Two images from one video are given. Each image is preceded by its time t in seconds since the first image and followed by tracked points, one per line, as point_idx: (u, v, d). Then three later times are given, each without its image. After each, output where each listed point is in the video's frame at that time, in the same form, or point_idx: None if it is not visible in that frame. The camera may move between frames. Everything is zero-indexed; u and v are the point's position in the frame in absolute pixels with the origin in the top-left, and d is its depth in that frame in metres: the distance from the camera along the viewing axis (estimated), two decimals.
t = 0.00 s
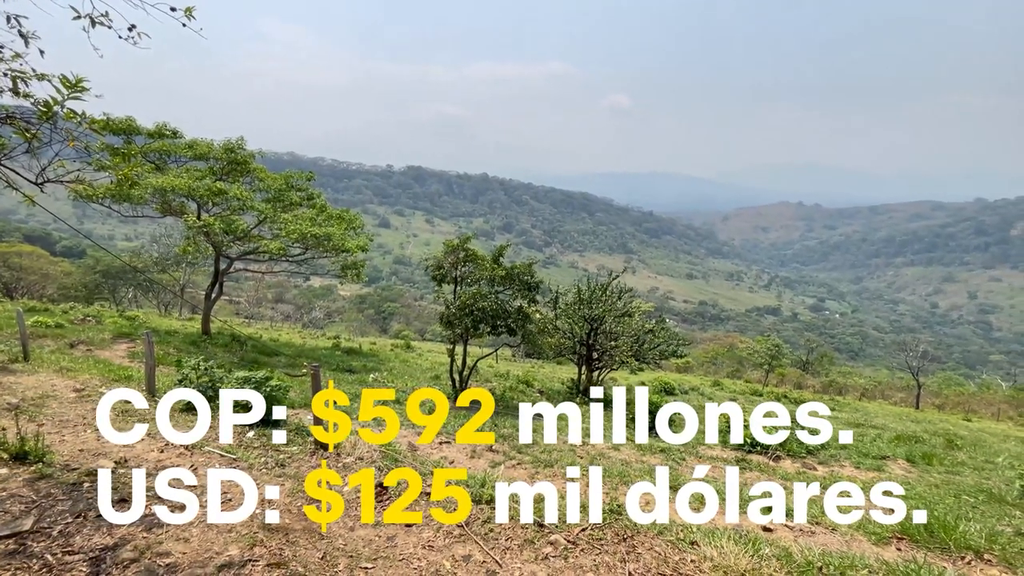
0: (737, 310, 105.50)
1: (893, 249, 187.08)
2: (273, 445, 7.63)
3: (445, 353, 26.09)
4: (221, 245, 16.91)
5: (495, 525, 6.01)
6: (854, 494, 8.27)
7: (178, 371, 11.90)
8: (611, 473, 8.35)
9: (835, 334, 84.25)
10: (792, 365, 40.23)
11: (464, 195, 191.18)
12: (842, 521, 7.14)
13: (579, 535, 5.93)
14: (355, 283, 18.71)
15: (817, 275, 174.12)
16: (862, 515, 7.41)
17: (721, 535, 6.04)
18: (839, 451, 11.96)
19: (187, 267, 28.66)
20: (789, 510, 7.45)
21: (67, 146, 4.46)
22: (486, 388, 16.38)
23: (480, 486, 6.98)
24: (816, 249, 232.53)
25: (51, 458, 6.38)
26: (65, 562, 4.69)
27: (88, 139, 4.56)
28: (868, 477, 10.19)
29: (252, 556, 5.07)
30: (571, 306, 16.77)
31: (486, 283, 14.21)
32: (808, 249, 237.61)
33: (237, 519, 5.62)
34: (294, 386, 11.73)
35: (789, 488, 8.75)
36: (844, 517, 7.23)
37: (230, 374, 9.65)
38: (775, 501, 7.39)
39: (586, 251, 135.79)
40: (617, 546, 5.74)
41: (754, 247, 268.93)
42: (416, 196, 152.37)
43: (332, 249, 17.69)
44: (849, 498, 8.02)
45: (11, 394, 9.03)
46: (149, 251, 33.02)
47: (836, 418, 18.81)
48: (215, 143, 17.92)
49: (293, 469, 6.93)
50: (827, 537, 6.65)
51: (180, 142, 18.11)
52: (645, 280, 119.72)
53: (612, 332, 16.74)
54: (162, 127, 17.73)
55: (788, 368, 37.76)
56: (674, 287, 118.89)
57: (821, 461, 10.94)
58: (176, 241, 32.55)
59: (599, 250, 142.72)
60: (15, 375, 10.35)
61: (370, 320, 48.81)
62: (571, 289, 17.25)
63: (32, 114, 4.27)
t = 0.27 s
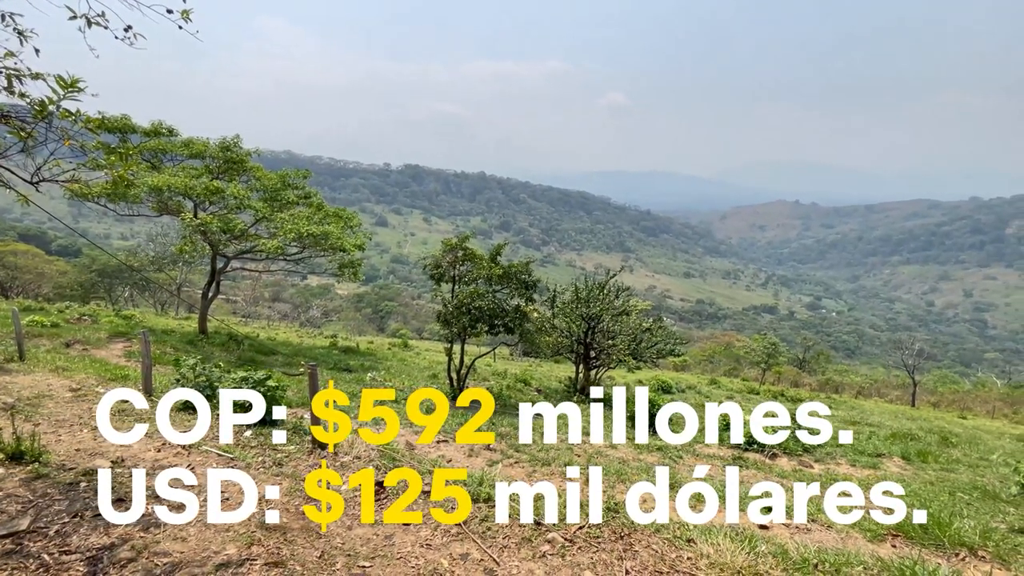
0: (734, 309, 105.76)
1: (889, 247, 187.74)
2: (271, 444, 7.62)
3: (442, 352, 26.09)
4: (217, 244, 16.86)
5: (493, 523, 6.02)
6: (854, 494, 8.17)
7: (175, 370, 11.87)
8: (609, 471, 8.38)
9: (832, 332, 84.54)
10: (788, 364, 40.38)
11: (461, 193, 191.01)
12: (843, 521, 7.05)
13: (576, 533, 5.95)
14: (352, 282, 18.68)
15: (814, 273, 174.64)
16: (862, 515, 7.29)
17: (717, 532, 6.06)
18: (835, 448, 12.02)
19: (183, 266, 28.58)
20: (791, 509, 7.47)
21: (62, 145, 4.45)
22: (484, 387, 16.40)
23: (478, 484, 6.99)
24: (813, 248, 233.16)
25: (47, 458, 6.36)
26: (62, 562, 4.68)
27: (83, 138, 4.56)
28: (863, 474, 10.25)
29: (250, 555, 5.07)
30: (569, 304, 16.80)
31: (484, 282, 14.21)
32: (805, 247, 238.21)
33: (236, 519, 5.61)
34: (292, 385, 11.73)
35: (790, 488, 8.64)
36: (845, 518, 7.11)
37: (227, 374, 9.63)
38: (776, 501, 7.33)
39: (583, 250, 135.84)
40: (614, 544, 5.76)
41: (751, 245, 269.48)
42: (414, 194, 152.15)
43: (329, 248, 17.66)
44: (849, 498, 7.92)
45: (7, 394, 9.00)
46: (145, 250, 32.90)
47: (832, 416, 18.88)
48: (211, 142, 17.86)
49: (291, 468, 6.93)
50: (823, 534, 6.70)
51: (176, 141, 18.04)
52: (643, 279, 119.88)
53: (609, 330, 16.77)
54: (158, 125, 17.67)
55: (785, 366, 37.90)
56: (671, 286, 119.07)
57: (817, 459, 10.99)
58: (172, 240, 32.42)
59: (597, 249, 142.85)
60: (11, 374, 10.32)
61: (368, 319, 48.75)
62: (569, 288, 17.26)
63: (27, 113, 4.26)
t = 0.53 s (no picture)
0: (732, 307, 105.97)
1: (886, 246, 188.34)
2: (270, 445, 7.61)
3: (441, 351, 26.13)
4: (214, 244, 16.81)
5: (490, 522, 6.04)
6: (854, 494, 8.14)
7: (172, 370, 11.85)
8: (606, 470, 8.40)
9: (829, 331, 84.85)
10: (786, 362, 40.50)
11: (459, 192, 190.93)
12: (846, 521, 6.96)
13: (573, 532, 5.97)
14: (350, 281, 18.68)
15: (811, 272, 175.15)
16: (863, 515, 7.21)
17: (713, 531, 6.08)
18: (832, 447, 12.08)
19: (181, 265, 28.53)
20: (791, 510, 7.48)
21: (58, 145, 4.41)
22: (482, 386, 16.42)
23: (476, 483, 6.99)
24: (810, 247, 233.72)
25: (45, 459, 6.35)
26: (60, 562, 4.69)
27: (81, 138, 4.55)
28: (859, 473, 10.32)
29: (247, 555, 5.08)
30: (566, 304, 16.83)
31: (481, 281, 14.21)
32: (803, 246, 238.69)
33: (235, 520, 5.61)
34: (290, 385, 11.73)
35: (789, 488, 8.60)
36: (844, 516, 7.05)
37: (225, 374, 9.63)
38: (774, 501, 7.28)
39: (581, 249, 135.97)
40: (611, 543, 5.79)
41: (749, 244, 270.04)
42: (411, 193, 152.01)
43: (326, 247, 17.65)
44: (849, 498, 7.90)
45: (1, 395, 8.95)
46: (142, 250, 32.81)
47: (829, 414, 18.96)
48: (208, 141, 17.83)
49: (288, 468, 6.93)
50: (818, 532, 6.74)
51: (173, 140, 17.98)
52: (641, 278, 120.04)
53: (607, 330, 16.81)
54: (155, 124, 17.61)
55: (782, 364, 38.03)
56: (669, 285, 119.27)
57: (814, 457, 11.05)
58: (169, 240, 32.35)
59: (595, 248, 142.99)
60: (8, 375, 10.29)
61: (366, 318, 48.71)
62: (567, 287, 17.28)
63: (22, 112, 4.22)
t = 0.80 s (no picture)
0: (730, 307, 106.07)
1: (884, 245, 188.68)
2: (269, 444, 7.61)
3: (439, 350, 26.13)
4: (212, 243, 16.76)
5: (489, 521, 6.06)
6: (852, 493, 8.17)
7: (170, 370, 11.85)
8: (605, 469, 8.42)
9: (827, 330, 85.02)
10: (784, 361, 40.56)
11: (458, 191, 190.71)
12: (845, 522, 7.00)
13: (572, 530, 5.99)
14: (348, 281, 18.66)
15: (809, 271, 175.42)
16: (862, 514, 7.23)
17: (711, 529, 6.11)
18: (830, 446, 12.11)
19: (178, 265, 28.46)
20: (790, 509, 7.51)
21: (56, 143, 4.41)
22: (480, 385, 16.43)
23: (474, 482, 7.00)
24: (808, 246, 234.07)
25: (43, 458, 6.35)
26: (59, 561, 4.70)
27: (80, 137, 4.58)
28: (857, 471, 10.36)
29: (246, 554, 5.10)
30: (565, 303, 16.84)
31: (480, 280, 14.21)
32: (801, 245, 239.06)
33: (235, 519, 5.62)
34: (288, 384, 11.73)
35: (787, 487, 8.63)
36: (844, 517, 7.09)
37: (223, 373, 9.62)
38: (773, 500, 7.31)
39: (580, 248, 136.00)
40: (609, 541, 5.81)
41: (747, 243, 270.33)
42: (410, 193, 151.83)
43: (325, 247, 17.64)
44: (849, 498, 7.86)
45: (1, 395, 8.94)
46: (140, 249, 32.71)
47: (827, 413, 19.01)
48: (206, 140, 17.78)
49: (287, 467, 6.94)
50: (816, 530, 6.78)
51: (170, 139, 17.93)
52: (639, 277, 120.08)
53: (605, 329, 16.83)
54: (152, 124, 17.55)
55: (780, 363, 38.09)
56: (667, 284, 119.34)
57: (812, 456, 11.09)
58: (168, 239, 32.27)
59: (593, 247, 143.07)
60: (6, 375, 10.28)
61: (364, 317, 48.69)
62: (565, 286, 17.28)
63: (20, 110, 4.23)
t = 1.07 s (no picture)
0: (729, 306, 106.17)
1: (882, 245, 189.00)
2: (268, 444, 7.58)
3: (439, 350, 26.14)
4: (210, 242, 16.72)
5: (488, 520, 6.06)
6: (852, 493, 8.16)
7: (169, 370, 11.83)
8: (604, 468, 8.43)
9: (825, 329, 85.16)
10: (782, 360, 40.62)
11: (457, 191, 190.61)
12: (845, 521, 6.98)
13: (571, 529, 5.99)
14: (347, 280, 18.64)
15: (808, 271, 175.71)
16: (862, 514, 7.21)
17: (710, 528, 6.12)
18: (828, 444, 12.14)
19: (177, 264, 28.41)
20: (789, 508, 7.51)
21: (53, 139, 4.41)
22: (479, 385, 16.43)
23: (474, 481, 7.00)
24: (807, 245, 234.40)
25: (41, 457, 6.33)
26: (56, 561, 4.68)
27: (76, 132, 4.55)
28: (855, 470, 10.38)
29: (245, 554, 5.08)
30: (564, 302, 16.83)
31: (479, 280, 14.20)
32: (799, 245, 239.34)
33: (234, 519, 5.60)
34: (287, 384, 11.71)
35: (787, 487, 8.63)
36: (844, 517, 7.07)
37: (222, 373, 9.60)
38: (773, 500, 7.31)
39: (579, 248, 136.03)
40: (609, 540, 5.81)
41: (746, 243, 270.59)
42: (409, 192, 151.72)
43: (323, 246, 17.61)
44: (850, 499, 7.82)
45: None
46: (138, 249, 32.64)
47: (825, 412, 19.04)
48: (204, 139, 17.75)
49: (286, 467, 6.93)
50: (814, 529, 6.80)
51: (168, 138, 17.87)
52: (638, 277, 120.14)
53: (604, 328, 16.83)
54: (150, 122, 17.50)
55: (778, 363, 38.16)
56: (666, 284, 119.40)
57: (810, 454, 11.11)
58: (166, 239, 32.21)
59: (592, 246, 143.11)
60: (3, 374, 10.25)
61: (363, 317, 48.66)
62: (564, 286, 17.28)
63: (16, 106, 4.22)
